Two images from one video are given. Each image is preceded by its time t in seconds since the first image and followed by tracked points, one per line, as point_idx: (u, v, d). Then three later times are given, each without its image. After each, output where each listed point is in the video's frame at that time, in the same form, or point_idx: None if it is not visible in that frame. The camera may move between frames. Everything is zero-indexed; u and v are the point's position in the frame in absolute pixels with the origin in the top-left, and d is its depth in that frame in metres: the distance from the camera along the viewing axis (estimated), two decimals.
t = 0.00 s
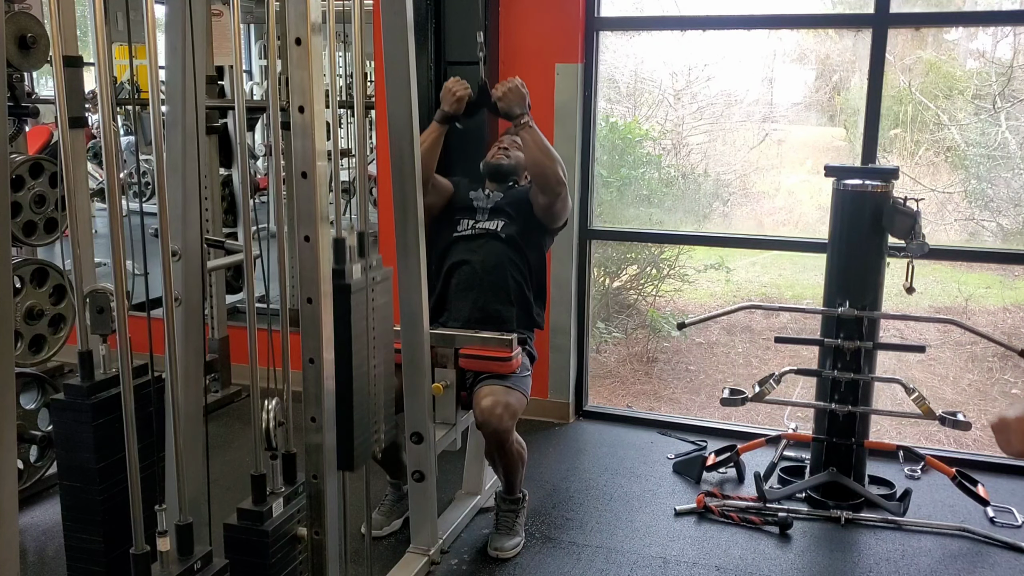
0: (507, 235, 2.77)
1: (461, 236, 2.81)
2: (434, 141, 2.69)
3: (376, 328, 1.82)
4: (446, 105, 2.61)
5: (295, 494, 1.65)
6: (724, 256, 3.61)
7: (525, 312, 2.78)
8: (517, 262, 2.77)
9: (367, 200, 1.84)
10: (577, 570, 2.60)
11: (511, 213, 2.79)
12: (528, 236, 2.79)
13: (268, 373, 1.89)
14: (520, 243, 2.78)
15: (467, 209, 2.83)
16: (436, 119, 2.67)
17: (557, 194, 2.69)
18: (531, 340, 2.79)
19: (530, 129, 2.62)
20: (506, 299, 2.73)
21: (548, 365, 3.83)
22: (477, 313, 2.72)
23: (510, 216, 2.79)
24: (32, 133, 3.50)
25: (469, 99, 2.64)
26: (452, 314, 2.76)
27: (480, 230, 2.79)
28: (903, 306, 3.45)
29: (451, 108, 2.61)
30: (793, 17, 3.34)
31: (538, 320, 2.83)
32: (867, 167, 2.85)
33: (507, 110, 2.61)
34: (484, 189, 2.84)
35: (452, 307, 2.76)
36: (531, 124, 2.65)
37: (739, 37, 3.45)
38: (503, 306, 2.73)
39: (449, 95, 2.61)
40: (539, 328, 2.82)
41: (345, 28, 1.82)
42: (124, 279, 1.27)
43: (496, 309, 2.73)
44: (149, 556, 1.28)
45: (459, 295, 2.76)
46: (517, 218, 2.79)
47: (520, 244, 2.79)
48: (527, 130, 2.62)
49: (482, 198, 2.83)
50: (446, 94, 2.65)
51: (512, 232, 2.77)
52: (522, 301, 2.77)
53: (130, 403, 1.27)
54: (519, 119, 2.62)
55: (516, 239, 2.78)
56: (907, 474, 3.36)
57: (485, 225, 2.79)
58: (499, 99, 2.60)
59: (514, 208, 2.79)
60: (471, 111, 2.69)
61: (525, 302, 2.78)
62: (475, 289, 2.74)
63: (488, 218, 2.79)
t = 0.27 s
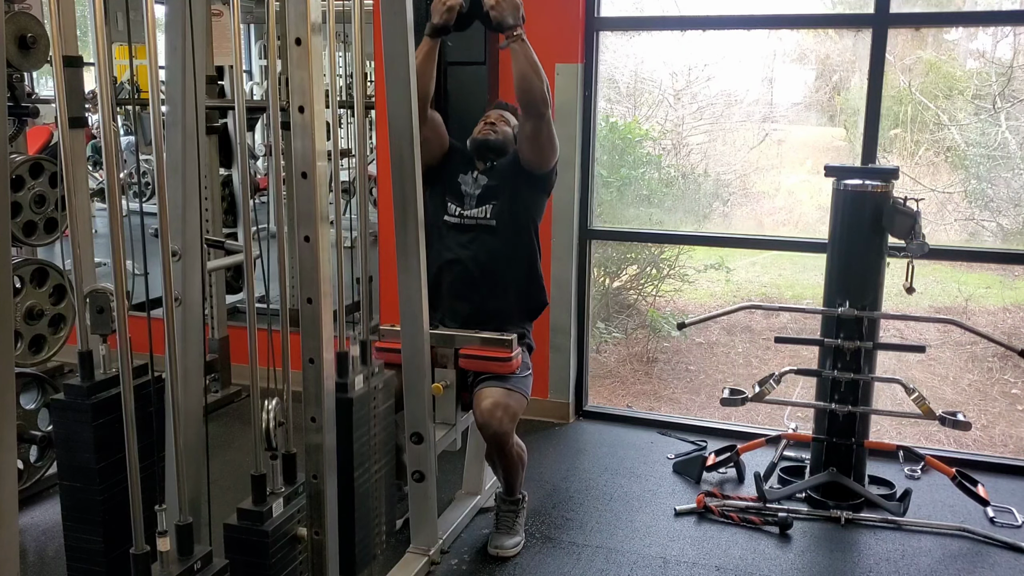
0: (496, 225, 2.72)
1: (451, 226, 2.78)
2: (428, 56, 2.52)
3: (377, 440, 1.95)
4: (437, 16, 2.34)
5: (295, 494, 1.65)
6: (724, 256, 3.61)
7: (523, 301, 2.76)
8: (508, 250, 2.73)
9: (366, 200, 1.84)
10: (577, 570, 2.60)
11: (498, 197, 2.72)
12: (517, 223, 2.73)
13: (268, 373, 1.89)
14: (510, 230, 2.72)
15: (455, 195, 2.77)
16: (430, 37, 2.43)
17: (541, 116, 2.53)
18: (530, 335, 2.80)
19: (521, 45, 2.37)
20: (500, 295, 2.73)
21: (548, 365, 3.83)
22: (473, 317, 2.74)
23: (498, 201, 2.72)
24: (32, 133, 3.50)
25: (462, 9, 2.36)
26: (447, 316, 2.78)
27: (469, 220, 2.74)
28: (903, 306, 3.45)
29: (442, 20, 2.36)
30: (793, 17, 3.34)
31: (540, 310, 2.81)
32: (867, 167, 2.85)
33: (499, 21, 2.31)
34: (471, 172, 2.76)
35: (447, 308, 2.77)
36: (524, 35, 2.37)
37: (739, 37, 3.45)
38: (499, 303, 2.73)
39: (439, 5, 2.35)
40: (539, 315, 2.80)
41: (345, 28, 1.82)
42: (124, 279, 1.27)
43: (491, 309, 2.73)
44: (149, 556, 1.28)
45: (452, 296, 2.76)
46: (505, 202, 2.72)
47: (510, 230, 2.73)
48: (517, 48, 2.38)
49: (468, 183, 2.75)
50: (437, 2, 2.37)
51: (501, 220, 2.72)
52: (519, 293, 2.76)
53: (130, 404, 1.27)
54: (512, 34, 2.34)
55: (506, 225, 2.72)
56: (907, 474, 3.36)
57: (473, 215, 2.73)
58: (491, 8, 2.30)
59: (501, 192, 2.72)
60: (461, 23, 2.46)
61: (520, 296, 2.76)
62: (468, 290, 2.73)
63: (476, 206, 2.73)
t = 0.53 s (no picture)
0: (494, 220, 2.71)
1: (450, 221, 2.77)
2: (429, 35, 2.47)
3: (378, 467, 1.97)
4: None
5: (295, 493, 1.65)
6: (724, 256, 3.61)
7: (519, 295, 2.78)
8: (505, 245, 2.72)
9: (366, 200, 1.84)
10: (577, 570, 2.60)
11: (496, 191, 2.71)
12: (515, 218, 2.71)
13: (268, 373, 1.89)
14: (509, 225, 2.71)
15: (454, 190, 2.76)
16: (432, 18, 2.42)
17: (537, 98, 2.50)
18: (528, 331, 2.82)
19: (518, 21, 2.32)
20: (497, 290, 2.73)
21: (548, 365, 3.83)
22: (470, 316, 2.76)
23: (497, 197, 2.71)
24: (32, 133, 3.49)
25: None
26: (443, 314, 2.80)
27: (468, 215, 2.74)
28: (903, 306, 3.45)
29: None
30: (793, 17, 3.34)
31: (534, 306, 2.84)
32: (867, 167, 2.85)
33: None
34: (471, 168, 2.76)
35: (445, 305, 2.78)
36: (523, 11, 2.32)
37: (739, 37, 3.45)
38: (497, 299, 2.74)
39: None
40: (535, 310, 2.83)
41: (344, 28, 1.82)
42: (124, 279, 1.27)
43: (488, 308, 2.75)
44: (149, 556, 1.28)
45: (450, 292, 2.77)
46: (503, 197, 2.71)
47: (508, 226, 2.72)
48: (516, 24, 2.33)
49: (467, 178, 2.75)
50: None
51: (499, 214, 2.71)
52: (516, 288, 2.77)
53: (130, 404, 1.27)
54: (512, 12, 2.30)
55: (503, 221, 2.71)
56: (907, 474, 3.36)
57: (471, 210, 2.73)
58: None
59: (499, 187, 2.70)
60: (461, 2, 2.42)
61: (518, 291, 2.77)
62: (466, 288, 2.74)
63: (474, 201, 2.72)
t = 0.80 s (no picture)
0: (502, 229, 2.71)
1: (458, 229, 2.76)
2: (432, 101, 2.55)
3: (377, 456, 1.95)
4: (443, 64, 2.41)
5: (295, 493, 1.66)
6: (724, 256, 3.61)
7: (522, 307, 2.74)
8: (512, 256, 2.71)
9: (366, 200, 1.84)
10: (577, 570, 2.60)
11: (508, 204, 2.73)
12: (523, 230, 2.72)
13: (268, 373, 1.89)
14: (519, 240, 2.72)
15: (463, 201, 2.78)
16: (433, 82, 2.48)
17: (550, 160, 2.61)
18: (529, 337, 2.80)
19: (528, 94, 2.48)
20: (501, 296, 2.70)
21: (548, 365, 3.83)
22: (474, 314, 2.71)
23: (507, 210, 2.72)
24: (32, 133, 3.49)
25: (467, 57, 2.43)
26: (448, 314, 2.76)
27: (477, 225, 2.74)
28: (903, 306, 3.45)
29: (448, 67, 2.42)
30: (793, 17, 3.34)
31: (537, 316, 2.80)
32: (867, 167, 2.85)
33: (505, 70, 2.41)
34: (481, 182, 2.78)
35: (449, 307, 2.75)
36: (529, 86, 2.48)
37: (740, 37, 3.45)
38: (500, 303, 2.71)
39: (446, 52, 2.42)
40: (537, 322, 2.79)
41: (345, 28, 1.82)
42: (124, 279, 1.27)
43: (491, 309, 2.71)
44: (149, 555, 1.28)
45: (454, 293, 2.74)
46: (513, 211, 2.72)
47: (516, 236, 2.72)
48: (525, 97, 2.49)
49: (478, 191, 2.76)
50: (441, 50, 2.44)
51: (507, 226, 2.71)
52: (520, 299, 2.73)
53: (130, 403, 1.27)
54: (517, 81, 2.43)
55: (512, 231, 2.71)
56: (907, 474, 3.36)
57: (481, 219, 2.73)
58: (497, 58, 2.41)
59: (509, 201, 2.72)
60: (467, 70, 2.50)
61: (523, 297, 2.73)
62: (471, 288, 2.71)
63: (484, 212, 2.73)
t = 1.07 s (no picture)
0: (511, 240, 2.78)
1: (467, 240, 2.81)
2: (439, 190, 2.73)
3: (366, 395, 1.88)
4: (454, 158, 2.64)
5: (295, 493, 1.67)
6: (724, 256, 3.61)
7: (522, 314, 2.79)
8: (517, 267, 2.77)
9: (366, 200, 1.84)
10: (577, 571, 2.60)
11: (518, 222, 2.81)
12: (531, 246, 2.80)
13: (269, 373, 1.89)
14: (525, 254, 2.79)
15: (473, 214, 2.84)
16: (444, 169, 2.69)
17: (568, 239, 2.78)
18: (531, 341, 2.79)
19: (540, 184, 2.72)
20: (503, 299, 2.74)
21: (548, 365, 3.83)
22: (477, 312, 2.72)
23: (516, 226, 2.80)
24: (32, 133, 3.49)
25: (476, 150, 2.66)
26: (453, 314, 2.76)
27: (485, 235, 2.79)
28: (903, 306, 3.45)
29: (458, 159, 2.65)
30: (793, 17, 3.34)
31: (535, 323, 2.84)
32: (867, 167, 2.85)
33: (513, 164, 2.67)
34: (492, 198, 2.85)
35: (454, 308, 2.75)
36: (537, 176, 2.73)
37: (740, 37, 3.45)
38: (502, 304, 2.73)
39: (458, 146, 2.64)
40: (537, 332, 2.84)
41: (345, 28, 1.82)
42: (124, 279, 1.27)
43: (495, 310, 2.73)
44: (148, 556, 1.28)
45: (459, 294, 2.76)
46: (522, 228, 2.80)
47: (524, 250, 2.79)
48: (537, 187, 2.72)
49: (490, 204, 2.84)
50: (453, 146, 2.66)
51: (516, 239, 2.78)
52: (520, 307, 2.78)
53: (130, 403, 1.27)
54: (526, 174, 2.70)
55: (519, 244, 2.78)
56: (907, 474, 3.36)
57: (491, 230, 2.79)
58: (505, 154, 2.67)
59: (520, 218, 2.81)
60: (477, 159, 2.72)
61: (523, 303, 2.78)
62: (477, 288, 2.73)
63: (494, 224, 2.80)
